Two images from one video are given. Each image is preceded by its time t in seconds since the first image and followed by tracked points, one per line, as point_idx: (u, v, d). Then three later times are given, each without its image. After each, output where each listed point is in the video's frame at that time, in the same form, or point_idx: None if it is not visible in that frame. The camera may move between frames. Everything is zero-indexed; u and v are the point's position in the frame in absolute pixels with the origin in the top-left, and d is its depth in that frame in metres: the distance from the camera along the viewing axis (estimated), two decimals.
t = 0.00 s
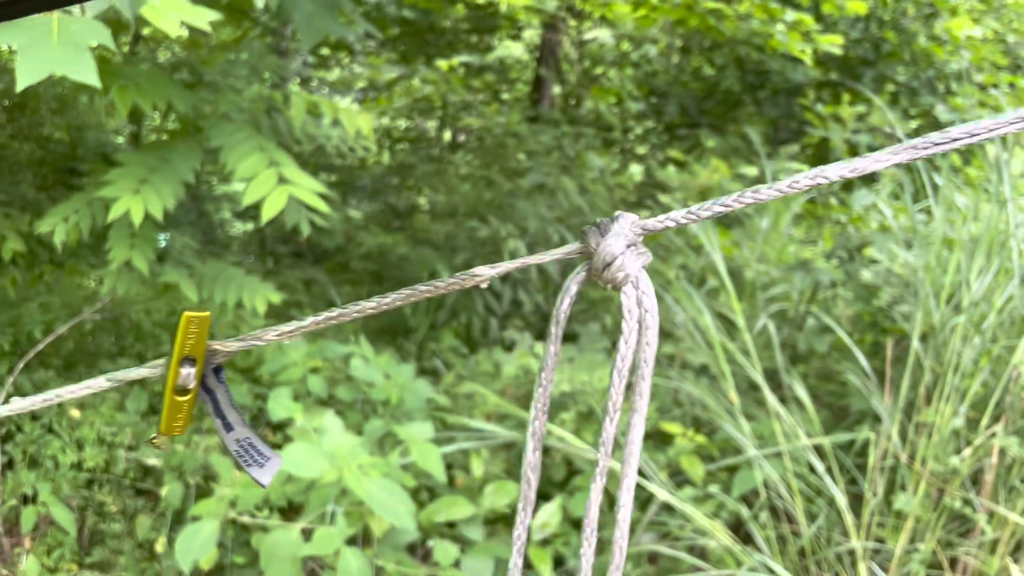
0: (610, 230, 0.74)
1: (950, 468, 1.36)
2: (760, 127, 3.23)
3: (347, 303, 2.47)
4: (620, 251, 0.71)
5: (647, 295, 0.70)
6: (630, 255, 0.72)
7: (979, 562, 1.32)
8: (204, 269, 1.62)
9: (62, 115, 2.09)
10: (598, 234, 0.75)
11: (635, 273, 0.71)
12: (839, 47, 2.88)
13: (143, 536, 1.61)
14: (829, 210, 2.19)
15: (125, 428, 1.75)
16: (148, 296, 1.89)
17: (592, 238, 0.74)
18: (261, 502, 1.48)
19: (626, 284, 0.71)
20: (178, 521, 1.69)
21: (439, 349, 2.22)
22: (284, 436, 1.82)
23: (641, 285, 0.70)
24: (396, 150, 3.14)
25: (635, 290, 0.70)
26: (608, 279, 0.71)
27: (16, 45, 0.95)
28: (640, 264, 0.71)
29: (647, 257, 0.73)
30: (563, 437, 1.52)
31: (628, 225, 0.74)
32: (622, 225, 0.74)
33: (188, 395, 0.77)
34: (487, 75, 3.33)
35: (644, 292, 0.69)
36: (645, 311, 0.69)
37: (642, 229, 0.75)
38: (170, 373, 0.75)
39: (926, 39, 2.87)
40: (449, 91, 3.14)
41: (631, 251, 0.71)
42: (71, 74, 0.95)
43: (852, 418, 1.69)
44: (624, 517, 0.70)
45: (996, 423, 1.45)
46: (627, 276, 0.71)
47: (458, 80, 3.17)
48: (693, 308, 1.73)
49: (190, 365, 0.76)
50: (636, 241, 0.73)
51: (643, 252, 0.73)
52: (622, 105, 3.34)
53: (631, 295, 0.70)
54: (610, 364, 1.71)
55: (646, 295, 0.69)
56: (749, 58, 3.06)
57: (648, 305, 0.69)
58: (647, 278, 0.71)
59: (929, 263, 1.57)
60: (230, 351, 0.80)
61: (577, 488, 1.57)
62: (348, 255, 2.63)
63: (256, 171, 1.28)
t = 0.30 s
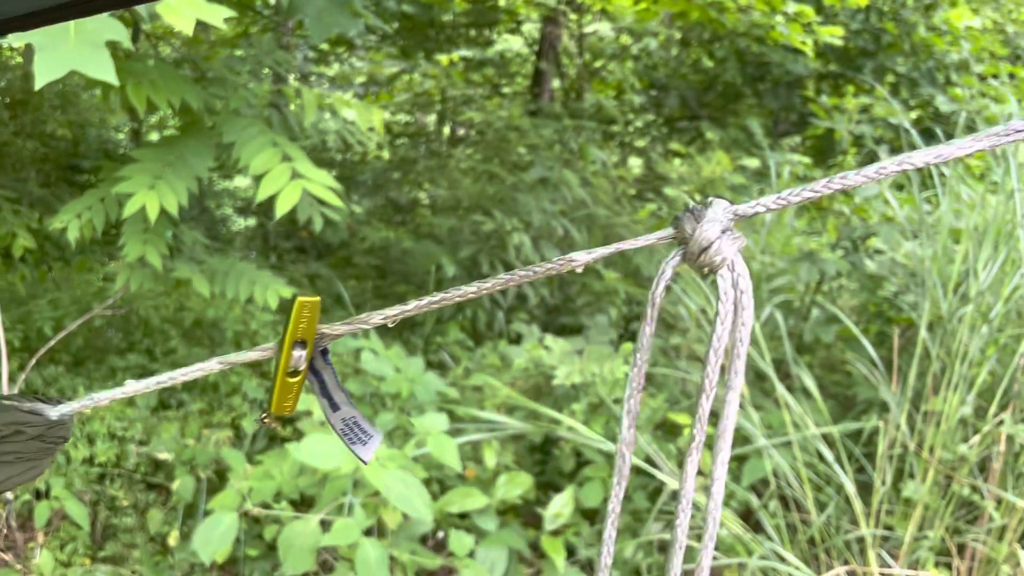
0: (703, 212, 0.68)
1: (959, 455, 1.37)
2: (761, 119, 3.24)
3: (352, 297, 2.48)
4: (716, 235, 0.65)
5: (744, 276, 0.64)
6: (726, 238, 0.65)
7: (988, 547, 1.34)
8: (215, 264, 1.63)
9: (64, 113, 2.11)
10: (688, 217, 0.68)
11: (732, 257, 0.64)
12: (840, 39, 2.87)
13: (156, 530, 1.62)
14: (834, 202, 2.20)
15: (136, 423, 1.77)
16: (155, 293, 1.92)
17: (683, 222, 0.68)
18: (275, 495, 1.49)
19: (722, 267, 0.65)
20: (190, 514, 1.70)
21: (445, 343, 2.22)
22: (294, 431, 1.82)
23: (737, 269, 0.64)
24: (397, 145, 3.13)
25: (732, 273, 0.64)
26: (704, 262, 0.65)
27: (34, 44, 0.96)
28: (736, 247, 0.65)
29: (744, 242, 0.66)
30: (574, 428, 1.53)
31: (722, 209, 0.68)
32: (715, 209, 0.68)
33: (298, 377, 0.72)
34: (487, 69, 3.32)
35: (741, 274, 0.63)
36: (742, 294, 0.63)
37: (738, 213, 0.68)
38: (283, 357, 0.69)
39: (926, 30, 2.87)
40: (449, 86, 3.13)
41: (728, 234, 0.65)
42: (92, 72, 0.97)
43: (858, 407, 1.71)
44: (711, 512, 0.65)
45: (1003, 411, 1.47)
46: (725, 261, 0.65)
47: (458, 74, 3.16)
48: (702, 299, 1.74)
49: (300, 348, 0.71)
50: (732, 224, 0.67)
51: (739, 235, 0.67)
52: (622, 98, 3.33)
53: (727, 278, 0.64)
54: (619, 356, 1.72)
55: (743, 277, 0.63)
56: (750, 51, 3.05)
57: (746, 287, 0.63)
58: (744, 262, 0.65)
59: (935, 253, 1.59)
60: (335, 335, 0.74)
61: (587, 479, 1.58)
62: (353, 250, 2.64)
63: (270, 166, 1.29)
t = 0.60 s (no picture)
0: (770, 209, 0.68)
1: (968, 448, 1.38)
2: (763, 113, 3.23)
3: (356, 294, 2.47)
4: (784, 233, 0.66)
5: (813, 278, 0.65)
6: (795, 237, 0.66)
7: (997, 539, 1.34)
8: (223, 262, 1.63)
9: (64, 112, 2.13)
10: (755, 214, 0.68)
11: (802, 256, 0.65)
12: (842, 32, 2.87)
13: (163, 528, 1.61)
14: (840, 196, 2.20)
15: (143, 421, 1.77)
16: (160, 292, 1.94)
17: (750, 220, 0.69)
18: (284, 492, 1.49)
19: (790, 267, 0.66)
20: (197, 512, 1.69)
21: (450, 340, 2.22)
22: (300, 428, 1.82)
23: (806, 270, 0.65)
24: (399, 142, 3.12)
25: (801, 274, 0.65)
26: (771, 262, 0.66)
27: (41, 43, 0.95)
28: (805, 246, 0.66)
29: (811, 239, 0.67)
30: (583, 424, 1.53)
31: (789, 206, 0.68)
32: (783, 205, 0.68)
33: (354, 380, 0.74)
34: (487, 65, 3.30)
35: (810, 274, 0.65)
36: (811, 295, 0.65)
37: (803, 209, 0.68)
38: (338, 359, 0.72)
39: (927, 22, 2.84)
40: (450, 83, 3.13)
41: (796, 235, 0.66)
42: (99, 72, 0.97)
43: (866, 401, 1.71)
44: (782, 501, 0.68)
45: (1012, 403, 1.47)
46: (794, 259, 0.65)
47: (459, 70, 3.15)
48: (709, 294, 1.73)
49: (356, 352, 0.73)
50: (799, 222, 0.67)
51: (806, 233, 0.67)
52: (623, 93, 3.31)
53: (796, 278, 0.65)
54: (627, 352, 1.72)
55: (813, 278, 0.65)
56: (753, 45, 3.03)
57: (815, 288, 0.65)
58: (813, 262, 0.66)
59: (943, 246, 1.59)
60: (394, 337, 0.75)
61: (596, 474, 1.58)
62: (356, 247, 2.63)
63: (276, 163, 1.29)
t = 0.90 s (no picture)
0: (869, 173, 0.64)
1: (984, 441, 1.38)
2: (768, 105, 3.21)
3: (361, 289, 2.46)
4: (889, 199, 0.62)
5: (924, 248, 0.60)
6: (902, 205, 0.62)
7: (1013, 533, 1.34)
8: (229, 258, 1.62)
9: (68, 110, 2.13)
10: (852, 178, 0.64)
11: (909, 224, 0.61)
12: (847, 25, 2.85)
13: (171, 526, 1.59)
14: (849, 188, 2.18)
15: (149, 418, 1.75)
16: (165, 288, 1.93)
17: (846, 185, 0.64)
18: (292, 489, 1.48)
19: (896, 236, 0.61)
20: (205, 509, 1.67)
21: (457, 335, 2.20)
22: (307, 426, 1.81)
23: (913, 239, 0.61)
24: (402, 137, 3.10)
25: (908, 244, 0.60)
26: (875, 231, 0.62)
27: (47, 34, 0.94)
28: (912, 214, 0.61)
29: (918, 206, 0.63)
30: (594, 418, 1.52)
31: (892, 170, 0.63)
32: (884, 169, 0.63)
33: (412, 363, 0.81)
34: (489, 60, 3.29)
35: (919, 243, 0.60)
36: (921, 267, 0.60)
37: (907, 174, 0.63)
38: (398, 342, 0.79)
39: (931, 14, 2.84)
40: (453, 78, 3.11)
41: (903, 201, 0.61)
42: (104, 63, 0.95)
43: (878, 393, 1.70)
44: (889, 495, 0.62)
45: None
46: (902, 228, 0.61)
47: (461, 65, 3.14)
48: (719, 287, 1.72)
49: (415, 333, 0.80)
50: (904, 188, 0.62)
51: (911, 199, 0.63)
52: (627, 87, 3.30)
53: (903, 248, 0.60)
54: (637, 346, 1.71)
55: (922, 247, 0.60)
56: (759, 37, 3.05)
57: (926, 259, 0.60)
58: (922, 232, 0.61)
59: (956, 237, 1.58)
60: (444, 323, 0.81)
61: (606, 469, 1.57)
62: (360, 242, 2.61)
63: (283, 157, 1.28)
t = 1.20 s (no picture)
0: (982, 136, 0.72)
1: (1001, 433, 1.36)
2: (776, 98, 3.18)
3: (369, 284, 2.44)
4: (1003, 160, 0.70)
5: None
6: (1016, 165, 0.70)
7: None
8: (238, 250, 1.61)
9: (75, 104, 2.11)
10: (966, 140, 0.72)
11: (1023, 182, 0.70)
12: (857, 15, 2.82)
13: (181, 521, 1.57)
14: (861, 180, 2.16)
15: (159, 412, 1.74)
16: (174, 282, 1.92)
17: (958, 146, 0.73)
18: (304, 483, 1.47)
19: (1011, 195, 0.70)
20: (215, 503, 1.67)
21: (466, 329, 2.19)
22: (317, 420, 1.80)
23: None
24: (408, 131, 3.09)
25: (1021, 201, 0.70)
26: (990, 190, 0.71)
27: (55, 26, 0.77)
28: None
29: None
30: (606, 410, 1.50)
31: (1000, 132, 0.71)
32: (995, 133, 0.71)
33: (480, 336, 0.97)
34: (495, 54, 3.27)
35: None
36: None
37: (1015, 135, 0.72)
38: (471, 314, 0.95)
39: (940, 6, 2.73)
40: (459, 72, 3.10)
41: (1018, 161, 0.70)
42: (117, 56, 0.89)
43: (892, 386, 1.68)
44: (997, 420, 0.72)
45: None
46: (1015, 185, 0.70)
47: (467, 60, 3.14)
48: (732, 279, 1.71)
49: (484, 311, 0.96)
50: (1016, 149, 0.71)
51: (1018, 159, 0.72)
52: (633, 79, 3.27)
53: (1017, 207, 0.70)
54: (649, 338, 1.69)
55: None
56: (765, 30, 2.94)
57: None
58: None
59: (972, 228, 1.56)
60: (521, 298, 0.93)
61: (618, 462, 1.55)
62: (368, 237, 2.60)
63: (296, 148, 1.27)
